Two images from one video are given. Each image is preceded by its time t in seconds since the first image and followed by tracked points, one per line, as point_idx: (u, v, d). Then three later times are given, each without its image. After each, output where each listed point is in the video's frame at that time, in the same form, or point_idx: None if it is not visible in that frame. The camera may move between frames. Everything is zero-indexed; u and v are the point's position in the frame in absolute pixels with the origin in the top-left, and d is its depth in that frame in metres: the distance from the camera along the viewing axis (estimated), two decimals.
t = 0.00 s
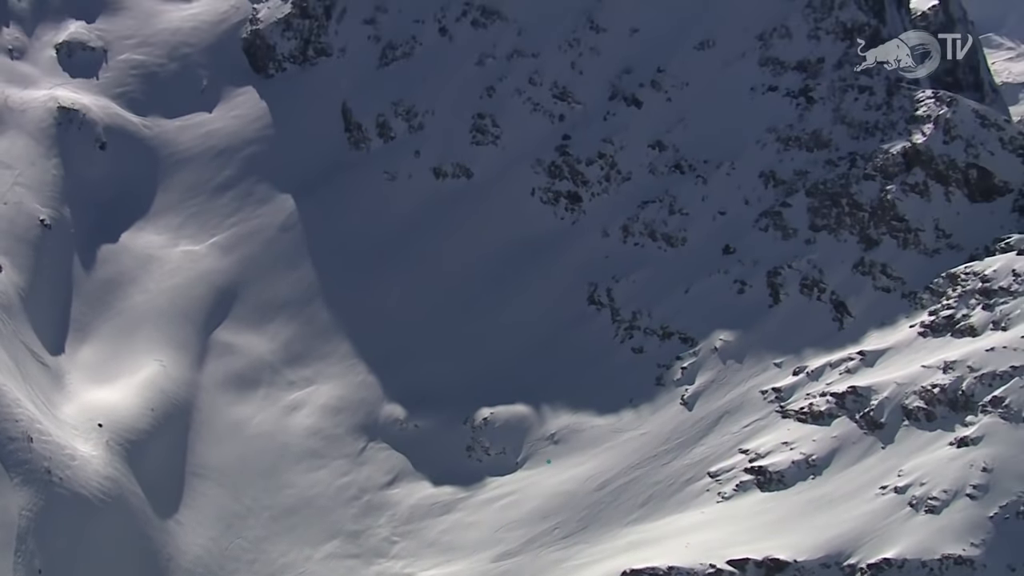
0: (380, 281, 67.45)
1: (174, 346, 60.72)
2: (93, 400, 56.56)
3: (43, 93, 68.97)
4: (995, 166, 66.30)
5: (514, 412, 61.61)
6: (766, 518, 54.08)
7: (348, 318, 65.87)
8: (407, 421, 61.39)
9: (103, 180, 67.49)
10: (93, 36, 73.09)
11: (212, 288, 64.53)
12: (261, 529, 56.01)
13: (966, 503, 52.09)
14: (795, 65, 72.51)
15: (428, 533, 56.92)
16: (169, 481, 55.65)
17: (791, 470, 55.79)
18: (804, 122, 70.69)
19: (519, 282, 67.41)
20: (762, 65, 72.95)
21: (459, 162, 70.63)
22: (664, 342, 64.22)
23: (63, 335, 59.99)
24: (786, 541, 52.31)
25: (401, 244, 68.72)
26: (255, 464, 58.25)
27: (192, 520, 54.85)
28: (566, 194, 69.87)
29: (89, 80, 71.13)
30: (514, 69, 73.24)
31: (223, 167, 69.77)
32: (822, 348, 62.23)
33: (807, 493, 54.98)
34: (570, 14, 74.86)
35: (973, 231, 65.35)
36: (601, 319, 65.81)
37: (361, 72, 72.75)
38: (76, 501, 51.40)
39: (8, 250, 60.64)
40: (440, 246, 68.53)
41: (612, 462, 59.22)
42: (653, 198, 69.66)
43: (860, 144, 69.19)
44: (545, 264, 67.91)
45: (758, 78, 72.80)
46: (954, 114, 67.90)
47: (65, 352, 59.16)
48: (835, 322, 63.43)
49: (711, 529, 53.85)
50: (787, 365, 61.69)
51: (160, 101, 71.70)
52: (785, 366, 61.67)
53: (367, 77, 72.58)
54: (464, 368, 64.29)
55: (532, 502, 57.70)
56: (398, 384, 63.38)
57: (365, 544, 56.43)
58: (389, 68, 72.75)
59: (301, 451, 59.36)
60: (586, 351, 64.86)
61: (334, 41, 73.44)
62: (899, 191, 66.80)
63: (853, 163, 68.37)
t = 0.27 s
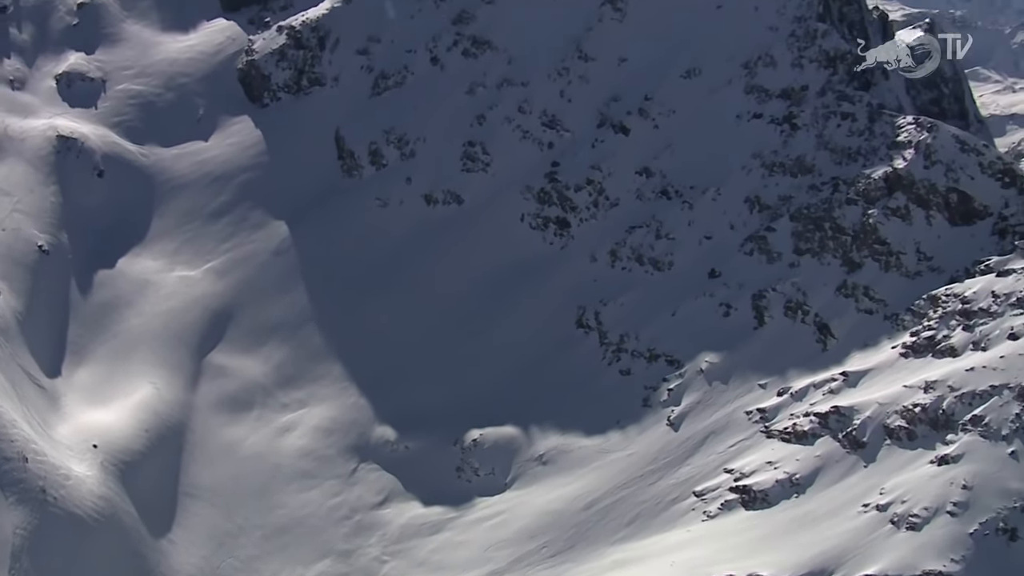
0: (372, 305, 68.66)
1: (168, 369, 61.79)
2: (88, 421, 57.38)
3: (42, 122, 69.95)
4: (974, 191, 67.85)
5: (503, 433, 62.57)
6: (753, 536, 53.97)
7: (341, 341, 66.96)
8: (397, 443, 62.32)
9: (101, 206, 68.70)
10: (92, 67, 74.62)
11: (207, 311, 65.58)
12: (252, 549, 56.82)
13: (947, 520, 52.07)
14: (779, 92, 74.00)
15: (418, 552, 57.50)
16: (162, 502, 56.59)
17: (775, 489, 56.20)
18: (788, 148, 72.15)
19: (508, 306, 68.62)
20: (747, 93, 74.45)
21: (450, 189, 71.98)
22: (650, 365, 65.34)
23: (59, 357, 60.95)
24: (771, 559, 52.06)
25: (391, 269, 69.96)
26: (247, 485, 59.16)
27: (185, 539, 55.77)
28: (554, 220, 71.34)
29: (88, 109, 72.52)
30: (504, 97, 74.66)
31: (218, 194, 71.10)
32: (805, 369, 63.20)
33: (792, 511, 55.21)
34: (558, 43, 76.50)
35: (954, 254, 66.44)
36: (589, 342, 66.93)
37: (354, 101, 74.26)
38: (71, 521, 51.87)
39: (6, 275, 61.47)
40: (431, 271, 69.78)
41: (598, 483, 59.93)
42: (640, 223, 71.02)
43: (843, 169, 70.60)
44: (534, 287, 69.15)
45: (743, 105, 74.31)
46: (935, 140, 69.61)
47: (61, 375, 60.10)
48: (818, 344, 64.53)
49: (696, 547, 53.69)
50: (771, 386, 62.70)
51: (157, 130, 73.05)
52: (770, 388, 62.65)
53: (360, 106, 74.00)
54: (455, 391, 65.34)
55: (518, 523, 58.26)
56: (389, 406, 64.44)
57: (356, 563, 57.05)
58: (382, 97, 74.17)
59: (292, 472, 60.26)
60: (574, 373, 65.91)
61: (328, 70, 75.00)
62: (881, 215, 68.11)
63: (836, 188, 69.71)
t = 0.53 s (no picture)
0: (361, 330, 68.29)
1: (158, 394, 61.57)
2: (76, 446, 57.17)
3: (33, 148, 69.94)
4: (963, 213, 67.88)
5: (492, 457, 62.18)
6: (743, 559, 53.21)
7: (330, 366, 66.62)
8: (387, 467, 62.01)
9: (91, 231, 68.44)
10: (82, 92, 73.91)
11: (196, 336, 65.30)
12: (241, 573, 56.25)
13: (937, 542, 51.65)
14: (769, 116, 74.34)
15: None
16: (149, 526, 56.30)
17: (765, 511, 55.69)
18: (778, 171, 72.30)
19: (498, 331, 68.36)
20: (737, 117, 74.63)
21: (440, 214, 71.58)
22: (640, 389, 65.02)
23: (48, 382, 60.90)
24: None
25: (380, 295, 69.57)
26: (236, 509, 58.83)
27: (173, 564, 55.27)
28: (545, 244, 70.97)
29: (78, 136, 71.98)
30: (495, 122, 74.20)
31: (209, 220, 70.41)
32: (795, 391, 62.75)
33: (781, 534, 54.71)
34: (549, 68, 76.15)
35: (943, 276, 66.41)
36: (579, 367, 66.64)
37: (344, 127, 73.57)
38: (57, 544, 51.49)
39: None
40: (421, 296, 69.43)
41: (588, 508, 59.40)
42: (631, 247, 70.86)
43: (833, 192, 70.67)
44: (524, 311, 68.91)
45: (733, 129, 74.42)
46: (924, 162, 69.67)
47: (50, 400, 60.02)
48: (808, 366, 64.19)
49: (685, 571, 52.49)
50: (761, 409, 62.19)
51: (146, 157, 72.51)
52: (759, 411, 62.25)
53: (350, 130, 73.44)
54: (445, 416, 65.00)
55: (508, 546, 57.66)
56: (380, 430, 64.19)
57: None
58: (372, 123, 73.53)
59: (281, 497, 59.94)
60: (564, 397, 65.63)
61: (318, 96, 74.21)
62: (871, 237, 67.94)
63: (826, 212, 69.61)
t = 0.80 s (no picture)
0: (352, 354, 67.94)
1: (147, 416, 61.25)
2: (65, 467, 56.95)
3: (25, 170, 69.86)
4: (955, 232, 67.38)
5: (484, 479, 61.76)
6: None
7: (322, 388, 66.20)
8: (378, 489, 61.60)
9: (83, 253, 68.47)
10: (76, 116, 74.24)
11: (187, 358, 64.94)
12: None
13: (928, 561, 51.39)
14: (761, 137, 74.06)
15: None
16: (138, 547, 56.23)
17: (756, 532, 54.93)
18: (770, 193, 71.68)
19: (490, 353, 67.84)
20: (730, 138, 74.40)
21: (432, 237, 71.39)
22: (632, 411, 64.15)
23: (38, 404, 60.50)
24: None
25: (373, 316, 69.37)
26: (225, 532, 58.41)
27: None
28: (537, 266, 70.35)
29: (71, 158, 72.11)
30: (487, 144, 74.24)
31: (201, 243, 70.22)
32: (789, 412, 61.99)
33: (772, 554, 53.99)
34: (541, 90, 76.19)
35: (936, 295, 65.88)
36: (571, 388, 65.80)
37: (336, 150, 73.77)
38: (46, 566, 51.26)
39: None
40: (412, 319, 69.15)
41: (582, 529, 58.71)
42: (623, 269, 70.17)
43: (825, 213, 69.99)
44: (515, 333, 68.33)
45: (725, 150, 74.09)
46: (916, 182, 69.16)
47: (41, 421, 59.68)
48: (800, 387, 63.30)
49: None
50: (754, 430, 61.41)
51: (139, 180, 72.62)
52: (751, 432, 61.44)
53: (343, 153, 73.63)
54: (434, 439, 64.41)
55: (500, 567, 56.79)
56: (371, 452, 63.67)
57: None
58: (364, 145, 73.72)
59: (271, 519, 59.46)
60: (556, 419, 64.88)
61: (310, 119, 74.22)
62: (862, 257, 67.31)
63: (818, 232, 68.96)
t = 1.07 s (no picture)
0: (340, 377, 67.31)
1: (135, 439, 60.72)
2: (52, 491, 56.36)
3: (15, 196, 70.18)
4: (945, 253, 66.98)
5: (472, 501, 60.71)
6: None
7: (311, 411, 65.46)
8: (366, 511, 60.50)
9: (73, 276, 68.59)
10: (66, 140, 74.59)
11: (176, 382, 64.46)
12: None
13: None
14: (750, 159, 73.94)
15: None
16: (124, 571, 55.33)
17: (746, 553, 53.91)
18: (759, 215, 71.37)
19: (480, 376, 67.30)
20: (720, 160, 74.34)
21: (422, 260, 71.28)
22: (622, 433, 63.46)
23: (26, 428, 60.12)
24: None
25: (362, 339, 68.97)
26: (211, 555, 57.44)
27: None
28: (527, 289, 70.07)
29: (60, 182, 72.30)
30: (477, 167, 74.10)
31: (189, 266, 70.33)
32: (780, 433, 61.28)
33: None
34: (532, 113, 76.33)
35: (926, 317, 65.30)
36: (561, 411, 65.24)
37: (326, 174, 74.00)
38: None
39: None
40: (401, 342, 68.74)
41: (571, 550, 57.48)
42: (613, 291, 69.82)
43: (815, 235, 69.43)
44: (505, 356, 67.87)
45: (715, 173, 74.05)
46: (905, 204, 68.64)
47: (28, 445, 59.21)
48: (790, 408, 62.64)
49: None
50: (743, 451, 60.85)
51: (129, 204, 72.77)
52: (741, 453, 60.81)
53: (332, 177, 73.87)
54: (423, 463, 63.52)
55: None
56: (361, 475, 62.71)
57: None
58: (354, 169, 73.88)
59: (257, 541, 58.48)
60: (546, 441, 64.21)
61: (301, 142, 74.59)
62: (852, 278, 66.63)
63: (808, 254, 68.38)
